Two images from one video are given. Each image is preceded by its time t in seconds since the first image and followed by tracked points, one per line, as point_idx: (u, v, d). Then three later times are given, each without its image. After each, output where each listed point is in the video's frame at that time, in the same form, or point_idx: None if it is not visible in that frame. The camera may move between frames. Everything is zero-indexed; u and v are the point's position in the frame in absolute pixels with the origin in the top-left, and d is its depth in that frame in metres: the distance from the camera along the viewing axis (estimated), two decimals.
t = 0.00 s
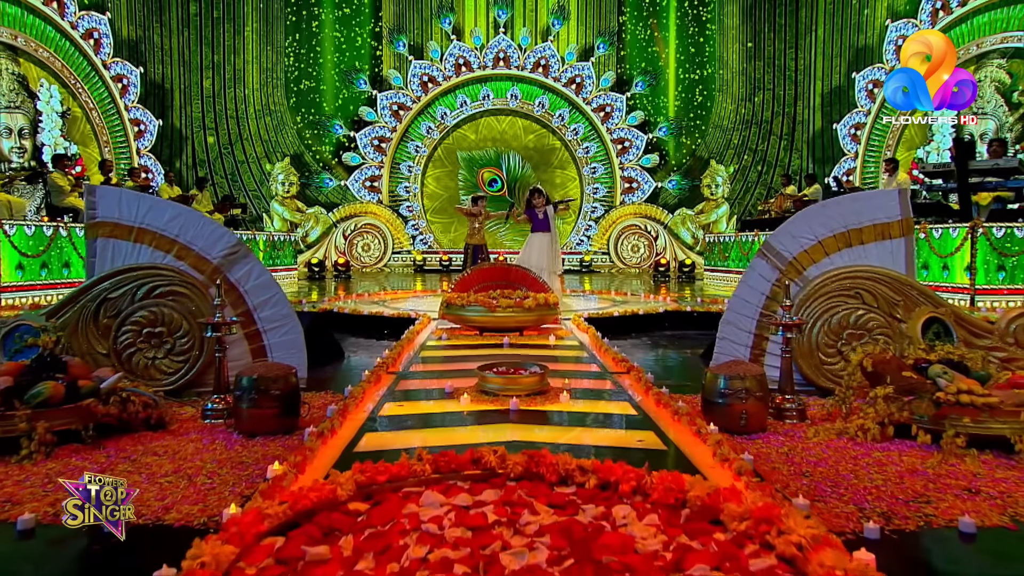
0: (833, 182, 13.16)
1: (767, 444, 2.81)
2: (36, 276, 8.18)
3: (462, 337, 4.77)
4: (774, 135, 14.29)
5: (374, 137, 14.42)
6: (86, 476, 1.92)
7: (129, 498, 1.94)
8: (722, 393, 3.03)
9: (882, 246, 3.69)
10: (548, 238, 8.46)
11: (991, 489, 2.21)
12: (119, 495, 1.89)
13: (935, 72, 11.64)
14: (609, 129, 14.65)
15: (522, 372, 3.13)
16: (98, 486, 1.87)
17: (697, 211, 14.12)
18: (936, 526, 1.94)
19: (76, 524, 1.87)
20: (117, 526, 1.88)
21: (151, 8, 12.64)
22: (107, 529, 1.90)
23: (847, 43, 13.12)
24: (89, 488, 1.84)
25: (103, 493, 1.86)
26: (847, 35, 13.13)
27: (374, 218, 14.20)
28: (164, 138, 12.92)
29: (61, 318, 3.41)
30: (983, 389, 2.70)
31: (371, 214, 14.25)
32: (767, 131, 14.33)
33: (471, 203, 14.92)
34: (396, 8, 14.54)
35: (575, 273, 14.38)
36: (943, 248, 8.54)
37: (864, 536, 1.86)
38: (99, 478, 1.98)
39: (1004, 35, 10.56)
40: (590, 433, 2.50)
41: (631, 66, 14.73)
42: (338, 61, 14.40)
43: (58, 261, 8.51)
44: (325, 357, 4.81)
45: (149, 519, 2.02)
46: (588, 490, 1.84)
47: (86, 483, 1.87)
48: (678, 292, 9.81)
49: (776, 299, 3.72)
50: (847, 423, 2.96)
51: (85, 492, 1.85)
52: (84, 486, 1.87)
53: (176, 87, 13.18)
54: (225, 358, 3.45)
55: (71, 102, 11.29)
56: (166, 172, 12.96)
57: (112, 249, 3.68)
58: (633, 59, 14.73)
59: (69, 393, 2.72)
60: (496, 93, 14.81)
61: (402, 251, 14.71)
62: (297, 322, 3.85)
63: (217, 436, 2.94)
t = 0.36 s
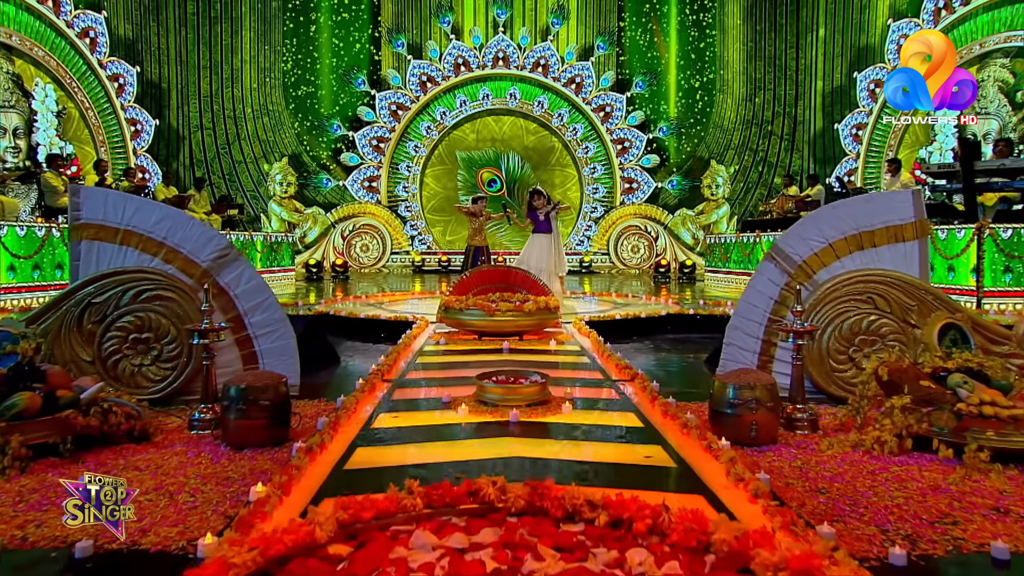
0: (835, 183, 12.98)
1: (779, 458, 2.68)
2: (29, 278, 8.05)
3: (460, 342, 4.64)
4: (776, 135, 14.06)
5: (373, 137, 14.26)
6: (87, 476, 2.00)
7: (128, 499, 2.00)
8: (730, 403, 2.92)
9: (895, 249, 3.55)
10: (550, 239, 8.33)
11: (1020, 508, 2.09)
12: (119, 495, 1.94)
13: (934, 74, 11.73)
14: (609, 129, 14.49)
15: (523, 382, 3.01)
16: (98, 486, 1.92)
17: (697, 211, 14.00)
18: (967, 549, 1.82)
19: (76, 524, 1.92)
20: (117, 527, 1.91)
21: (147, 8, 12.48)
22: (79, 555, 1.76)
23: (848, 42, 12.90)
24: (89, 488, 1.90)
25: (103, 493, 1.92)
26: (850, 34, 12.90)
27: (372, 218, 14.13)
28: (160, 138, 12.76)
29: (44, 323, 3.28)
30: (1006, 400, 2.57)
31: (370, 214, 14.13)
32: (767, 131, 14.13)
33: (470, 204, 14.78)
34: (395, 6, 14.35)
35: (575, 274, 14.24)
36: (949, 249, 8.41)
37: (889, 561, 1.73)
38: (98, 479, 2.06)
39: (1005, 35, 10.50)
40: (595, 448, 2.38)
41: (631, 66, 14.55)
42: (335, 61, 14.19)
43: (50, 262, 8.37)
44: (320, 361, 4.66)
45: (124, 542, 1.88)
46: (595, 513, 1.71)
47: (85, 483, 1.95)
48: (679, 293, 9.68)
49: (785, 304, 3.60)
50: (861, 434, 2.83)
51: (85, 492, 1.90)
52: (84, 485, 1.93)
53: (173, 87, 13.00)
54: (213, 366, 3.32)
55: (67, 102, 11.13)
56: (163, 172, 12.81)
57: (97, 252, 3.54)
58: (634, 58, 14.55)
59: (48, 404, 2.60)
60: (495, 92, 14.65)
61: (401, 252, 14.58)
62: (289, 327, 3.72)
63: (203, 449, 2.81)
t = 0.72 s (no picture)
0: (837, 184, 12.80)
1: (794, 474, 2.55)
2: (20, 279, 7.89)
3: (458, 346, 4.50)
4: (776, 135, 13.81)
5: (371, 137, 14.10)
6: (88, 477, 2.12)
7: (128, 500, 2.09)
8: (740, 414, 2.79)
9: (909, 252, 3.41)
10: (549, 240, 8.20)
11: None
12: (119, 495, 2.04)
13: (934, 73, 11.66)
14: (609, 129, 14.34)
15: (522, 394, 2.88)
16: (98, 486, 2.02)
17: (698, 212, 13.88)
18: None
19: (77, 523, 2.01)
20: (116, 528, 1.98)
21: (144, 6, 12.22)
22: None
23: (850, 42, 12.68)
24: (88, 488, 2.00)
25: (103, 493, 2.01)
26: (851, 33, 12.66)
27: (371, 218, 14.03)
28: (158, 137, 12.45)
29: (23, 329, 3.13)
30: None
31: (368, 214, 14.02)
32: (768, 131, 13.86)
33: (470, 205, 14.65)
34: (394, 5, 14.18)
35: (575, 275, 14.12)
36: (955, 251, 8.29)
37: None
38: (99, 480, 2.19)
39: (1009, 34, 10.47)
40: (600, 466, 2.26)
41: (631, 66, 14.39)
42: (332, 60, 14.01)
43: (42, 263, 8.21)
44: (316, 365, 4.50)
45: (95, 570, 1.75)
46: (608, 541, 1.58)
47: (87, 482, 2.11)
48: (681, 293, 9.56)
49: (794, 309, 3.48)
50: (878, 447, 2.71)
51: (85, 492, 2.01)
52: (84, 486, 2.04)
53: (170, 86, 12.71)
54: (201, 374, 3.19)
55: (63, 102, 10.94)
56: (160, 172, 12.50)
57: (79, 255, 3.38)
58: (635, 57, 14.39)
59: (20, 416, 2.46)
60: (494, 92, 14.51)
61: (400, 253, 14.45)
62: (281, 332, 3.60)
63: (188, 464, 2.68)
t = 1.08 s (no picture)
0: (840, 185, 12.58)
1: (812, 492, 2.43)
2: (13, 282, 7.74)
3: (458, 351, 4.36)
4: (779, 135, 13.67)
5: (372, 137, 13.97)
6: (88, 477, 2.17)
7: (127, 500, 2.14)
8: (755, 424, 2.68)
9: (927, 255, 3.25)
10: (546, 242, 8.04)
11: None
12: (118, 495, 2.09)
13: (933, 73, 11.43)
14: (612, 130, 14.19)
15: (525, 406, 2.75)
16: (98, 487, 2.07)
17: (701, 213, 13.73)
18: None
19: (77, 523, 2.06)
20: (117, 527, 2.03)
21: (142, 4, 12.05)
22: None
23: (854, 41, 12.55)
24: (89, 488, 2.06)
25: (104, 493, 2.07)
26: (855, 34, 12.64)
27: (371, 219, 13.91)
28: (156, 137, 12.24)
29: (5, 336, 3.02)
30: None
31: (368, 215, 13.90)
32: (772, 131, 13.75)
33: (471, 206, 14.53)
34: (395, 4, 14.04)
35: (577, 276, 13.98)
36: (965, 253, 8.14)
37: None
38: (99, 481, 2.24)
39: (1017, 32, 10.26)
40: (610, 487, 2.13)
41: (633, 65, 14.22)
42: (330, 60, 13.84)
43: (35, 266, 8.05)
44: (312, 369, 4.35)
45: None
46: None
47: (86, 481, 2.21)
48: (684, 294, 9.42)
49: (808, 313, 3.34)
50: (899, 462, 2.58)
51: (85, 492, 2.06)
52: (85, 486, 2.09)
53: (169, 86, 12.49)
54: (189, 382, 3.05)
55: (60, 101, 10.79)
56: (158, 173, 12.28)
57: (64, 258, 3.24)
58: (637, 57, 14.22)
59: None
60: (495, 92, 14.37)
61: (400, 254, 14.30)
62: (274, 338, 3.46)
63: (176, 480, 2.56)
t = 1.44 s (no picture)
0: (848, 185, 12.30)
1: (837, 512, 2.27)
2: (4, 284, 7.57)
3: (459, 357, 4.20)
4: (786, 134, 13.36)
5: (372, 137, 13.81)
6: (88, 477, 2.22)
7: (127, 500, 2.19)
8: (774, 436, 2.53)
9: (953, 257, 3.11)
10: (548, 242, 7.88)
11: None
12: (118, 495, 2.14)
13: (934, 73, 11.56)
14: (615, 129, 14.01)
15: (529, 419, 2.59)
16: (98, 487, 2.13)
17: (706, 213, 13.51)
18: None
19: (77, 523, 2.12)
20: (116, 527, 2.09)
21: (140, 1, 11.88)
22: None
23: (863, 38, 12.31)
24: (89, 489, 2.10)
25: (103, 493, 2.12)
26: (863, 30, 12.28)
27: (371, 219, 13.74)
28: (154, 137, 12.07)
29: None
30: None
31: (369, 215, 13.74)
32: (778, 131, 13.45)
33: (472, 206, 14.37)
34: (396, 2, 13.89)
35: (580, 276, 13.79)
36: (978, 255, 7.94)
37: None
38: (98, 481, 2.28)
39: None
40: (622, 510, 1.98)
41: (638, 63, 14.04)
42: (329, 58, 13.68)
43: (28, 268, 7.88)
44: (306, 374, 4.18)
45: None
46: None
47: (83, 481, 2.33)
48: (690, 296, 9.24)
49: (827, 319, 3.18)
50: (929, 479, 2.43)
51: (85, 492, 2.11)
52: (84, 487, 2.14)
53: (167, 84, 12.31)
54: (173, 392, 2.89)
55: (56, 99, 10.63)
56: (156, 173, 12.05)
57: (45, 260, 3.10)
58: (641, 55, 14.05)
59: None
60: (497, 90, 14.22)
61: (401, 254, 14.13)
62: (266, 344, 3.30)
63: (159, 497, 2.41)
